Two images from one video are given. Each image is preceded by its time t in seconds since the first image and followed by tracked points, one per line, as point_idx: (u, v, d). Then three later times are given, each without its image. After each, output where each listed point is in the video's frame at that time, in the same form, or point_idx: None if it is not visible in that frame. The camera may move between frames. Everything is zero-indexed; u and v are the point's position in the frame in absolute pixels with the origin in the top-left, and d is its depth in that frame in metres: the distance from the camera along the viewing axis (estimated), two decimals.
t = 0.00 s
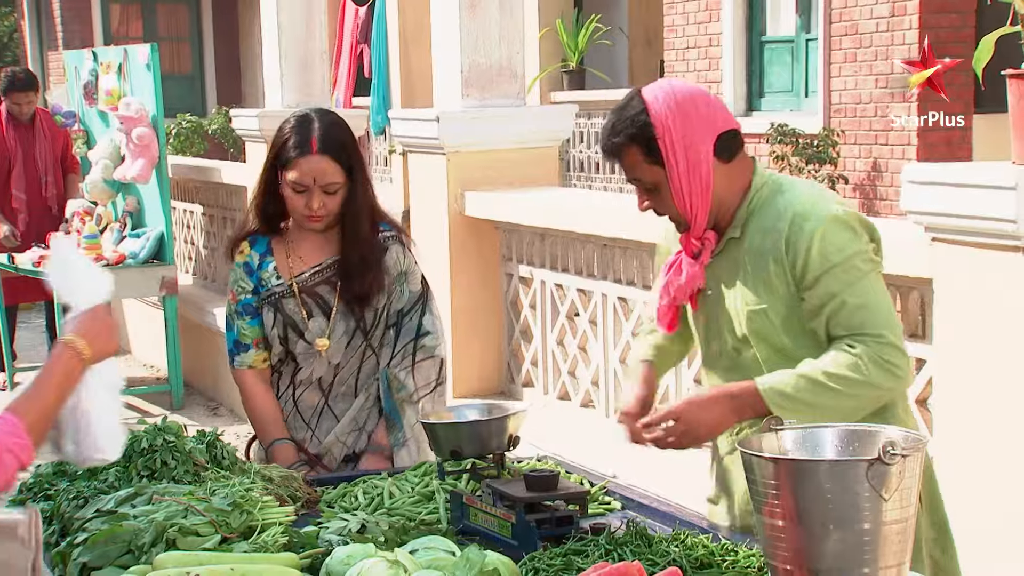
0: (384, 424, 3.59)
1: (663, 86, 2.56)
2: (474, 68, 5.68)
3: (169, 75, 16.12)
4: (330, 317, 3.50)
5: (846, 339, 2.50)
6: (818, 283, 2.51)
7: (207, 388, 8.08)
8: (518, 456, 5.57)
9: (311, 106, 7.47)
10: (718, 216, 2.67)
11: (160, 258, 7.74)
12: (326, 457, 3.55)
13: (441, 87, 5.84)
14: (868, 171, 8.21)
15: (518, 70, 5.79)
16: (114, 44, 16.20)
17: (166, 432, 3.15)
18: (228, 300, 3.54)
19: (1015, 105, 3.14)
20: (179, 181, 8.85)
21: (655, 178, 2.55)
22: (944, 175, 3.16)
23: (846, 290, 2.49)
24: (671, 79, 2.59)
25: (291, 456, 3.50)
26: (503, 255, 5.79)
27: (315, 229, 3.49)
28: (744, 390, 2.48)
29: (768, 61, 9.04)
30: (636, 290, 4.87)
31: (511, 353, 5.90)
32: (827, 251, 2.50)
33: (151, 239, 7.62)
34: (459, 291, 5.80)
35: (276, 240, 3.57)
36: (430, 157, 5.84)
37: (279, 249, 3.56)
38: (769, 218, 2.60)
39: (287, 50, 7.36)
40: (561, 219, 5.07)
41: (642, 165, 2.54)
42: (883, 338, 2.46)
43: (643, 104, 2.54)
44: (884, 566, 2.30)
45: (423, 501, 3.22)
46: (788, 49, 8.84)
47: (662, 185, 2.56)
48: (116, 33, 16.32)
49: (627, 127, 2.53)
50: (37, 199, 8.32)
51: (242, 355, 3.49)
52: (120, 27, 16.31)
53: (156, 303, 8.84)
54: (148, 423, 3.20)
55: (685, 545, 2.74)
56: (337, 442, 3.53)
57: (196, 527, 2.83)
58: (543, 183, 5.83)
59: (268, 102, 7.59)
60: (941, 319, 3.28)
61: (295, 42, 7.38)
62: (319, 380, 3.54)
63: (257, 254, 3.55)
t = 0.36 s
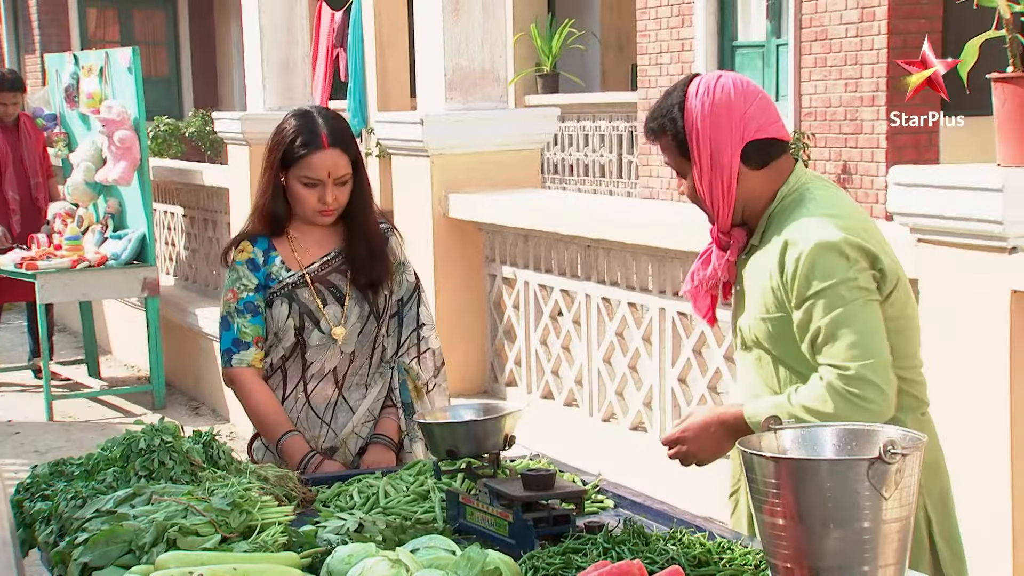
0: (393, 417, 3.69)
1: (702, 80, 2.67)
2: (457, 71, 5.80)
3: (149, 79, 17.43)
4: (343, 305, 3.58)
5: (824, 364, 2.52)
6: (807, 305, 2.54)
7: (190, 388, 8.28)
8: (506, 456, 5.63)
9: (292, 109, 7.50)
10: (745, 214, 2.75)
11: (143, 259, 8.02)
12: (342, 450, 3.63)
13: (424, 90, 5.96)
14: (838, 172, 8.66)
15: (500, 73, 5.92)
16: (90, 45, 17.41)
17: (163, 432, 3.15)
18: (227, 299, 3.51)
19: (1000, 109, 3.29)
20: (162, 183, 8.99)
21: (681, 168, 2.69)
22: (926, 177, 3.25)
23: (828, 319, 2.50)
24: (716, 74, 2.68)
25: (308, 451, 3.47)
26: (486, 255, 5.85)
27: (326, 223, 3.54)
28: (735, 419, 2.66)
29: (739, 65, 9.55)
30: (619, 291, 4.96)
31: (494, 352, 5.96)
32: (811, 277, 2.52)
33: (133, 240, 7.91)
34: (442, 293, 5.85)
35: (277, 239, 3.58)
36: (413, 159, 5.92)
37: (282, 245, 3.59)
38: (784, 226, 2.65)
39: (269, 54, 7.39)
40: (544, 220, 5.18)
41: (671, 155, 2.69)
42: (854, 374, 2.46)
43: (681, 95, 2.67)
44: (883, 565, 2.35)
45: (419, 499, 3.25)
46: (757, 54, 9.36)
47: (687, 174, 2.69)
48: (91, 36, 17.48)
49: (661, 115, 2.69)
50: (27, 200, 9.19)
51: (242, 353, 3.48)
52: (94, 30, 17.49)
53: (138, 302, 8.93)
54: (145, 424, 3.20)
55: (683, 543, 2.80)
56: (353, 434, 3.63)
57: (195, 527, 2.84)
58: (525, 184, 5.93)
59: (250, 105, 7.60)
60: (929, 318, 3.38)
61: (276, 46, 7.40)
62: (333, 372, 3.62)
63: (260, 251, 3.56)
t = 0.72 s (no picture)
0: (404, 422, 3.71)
1: (695, 83, 2.68)
2: (442, 76, 5.87)
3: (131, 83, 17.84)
4: (353, 303, 3.62)
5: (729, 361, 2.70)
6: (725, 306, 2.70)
7: (175, 387, 8.35)
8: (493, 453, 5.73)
9: (277, 114, 7.35)
10: (724, 213, 2.79)
11: (128, 260, 8.22)
12: (352, 449, 3.67)
13: (409, 94, 6.02)
14: (810, 174, 8.96)
15: (485, 78, 5.99)
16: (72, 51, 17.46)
17: (163, 432, 3.17)
18: (235, 295, 3.53)
19: (984, 112, 3.44)
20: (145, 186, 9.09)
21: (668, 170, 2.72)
22: (916, 180, 3.32)
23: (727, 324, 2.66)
24: (706, 78, 2.70)
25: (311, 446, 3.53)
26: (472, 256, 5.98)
27: (339, 218, 3.59)
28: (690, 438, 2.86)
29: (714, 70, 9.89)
30: (606, 291, 5.05)
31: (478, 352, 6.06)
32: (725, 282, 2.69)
33: (118, 242, 8.10)
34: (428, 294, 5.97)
35: (288, 236, 3.61)
36: (397, 162, 5.97)
37: (292, 242, 3.61)
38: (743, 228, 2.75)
39: (255, 60, 7.28)
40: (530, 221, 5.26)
41: (657, 155, 2.72)
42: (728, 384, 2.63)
43: (670, 96, 2.69)
44: (883, 562, 2.42)
45: (416, 498, 3.29)
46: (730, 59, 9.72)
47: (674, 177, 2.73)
48: (74, 40, 17.53)
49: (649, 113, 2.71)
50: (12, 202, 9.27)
51: (249, 349, 3.52)
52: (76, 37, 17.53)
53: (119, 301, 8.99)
54: (145, 424, 3.22)
55: (681, 540, 2.85)
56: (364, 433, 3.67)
57: (199, 526, 2.86)
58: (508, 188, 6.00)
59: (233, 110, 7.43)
60: (916, 320, 3.47)
61: (260, 51, 7.30)
62: (342, 371, 3.66)
63: (271, 249, 3.58)
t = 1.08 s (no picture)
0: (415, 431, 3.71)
1: (660, 83, 2.86)
2: (433, 80, 6.01)
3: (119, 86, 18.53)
4: (363, 301, 3.64)
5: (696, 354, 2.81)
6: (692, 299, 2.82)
7: (165, 386, 8.54)
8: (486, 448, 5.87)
9: (267, 116, 7.44)
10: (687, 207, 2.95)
11: (119, 260, 8.44)
12: (360, 450, 3.67)
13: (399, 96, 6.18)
14: (787, 177, 9.17)
15: (475, 81, 6.14)
16: (60, 54, 18.13)
17: (169, 431, 3.20)
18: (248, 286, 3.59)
19: (973, 117, 3.54)
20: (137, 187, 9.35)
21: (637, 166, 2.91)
22: (907, 181, 3.40)
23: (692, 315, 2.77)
24: (674, 78, 2.86)
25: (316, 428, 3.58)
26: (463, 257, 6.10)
27: (358, 209, 3.65)
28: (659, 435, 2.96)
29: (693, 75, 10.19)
30: (595, 291, 5.15)
31: (469, 352, 6.16)
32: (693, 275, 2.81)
33: (109, 243, 8.34)
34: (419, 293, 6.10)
35: (306, 234, 3.67)
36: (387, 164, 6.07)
37: (309, 238, 3.67)
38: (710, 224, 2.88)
39: (245, 63, 7.38)
40: (519, 222, 5.36)
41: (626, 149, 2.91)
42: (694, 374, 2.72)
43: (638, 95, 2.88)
44: (888, 557, 2.48)
45: (418, 495, 3.33)
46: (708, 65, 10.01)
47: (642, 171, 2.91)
48: (58, 45, 18.22)
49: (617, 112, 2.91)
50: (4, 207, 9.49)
51: (255, 340, 3.59)
52: (62, 41, 18.26)
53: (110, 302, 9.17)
54: (151, 423, 3.25)
55: (684, 537, 2.91)
56: (373, 436, 3.69)
57: (207, 524, 2.89)
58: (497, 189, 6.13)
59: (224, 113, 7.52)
60: (907, 322, 3.56)
61: (249, 55, 7.39)
62: (350, 370, 3.69)
63: (288, 245, 3.64)
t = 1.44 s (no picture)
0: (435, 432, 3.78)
1: (655, 89, 2.90)
2: (426, 83, 6.28)
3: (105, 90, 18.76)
4: (381, 302, 3.73)
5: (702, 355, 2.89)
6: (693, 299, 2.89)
7: (157, 385, 8.85)
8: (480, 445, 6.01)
9: (259, 120, 7.49)
10: (688, 208, 2.99)
11: (113, 262, 8.68)
12: (378, 450, 3.76)
13: (394, 96, 6.46)
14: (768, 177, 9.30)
15: (466, 84, 6.39)
16: (49, 58, 18.20)
17: (176, 430, 3.23)
18: (268, 287, 3.72)
19: (968, 119, 3.65)
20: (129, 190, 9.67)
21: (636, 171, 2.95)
22: (898, 183, 3.47)
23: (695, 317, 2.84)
24: (669, 83, 2.90)
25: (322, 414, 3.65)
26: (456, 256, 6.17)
27: (377, 213, 3.73)
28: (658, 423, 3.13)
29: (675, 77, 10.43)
30: (587, 291, 5.20)
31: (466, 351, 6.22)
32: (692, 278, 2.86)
33: (103, 245, 8.58)
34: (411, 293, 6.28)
35: (328, 238, 3.79)
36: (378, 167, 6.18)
37: (331, 243, 3.78)
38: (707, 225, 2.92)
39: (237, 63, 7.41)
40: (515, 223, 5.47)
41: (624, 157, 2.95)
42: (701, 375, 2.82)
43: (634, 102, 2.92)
44: (894, 554, 2.54)
45: (422, 493, 3.37)
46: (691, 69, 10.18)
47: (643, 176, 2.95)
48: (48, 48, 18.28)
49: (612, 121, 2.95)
50: None
51: (267, 342, 3.73)
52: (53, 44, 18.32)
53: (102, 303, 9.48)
54: (158, 423, 3.28)
55: (689, 534, 2.96)
56: (391, 436, 3.76)
57: (216, 522, 2.90)
58: (487, 191, 6.45)
59: (217, 115, 7.59)
60: (899, 321, 3.64)
61: (245, 57, 7.44)
62: (368, 369, 3.78)
63: (309, 248, 3.76)
